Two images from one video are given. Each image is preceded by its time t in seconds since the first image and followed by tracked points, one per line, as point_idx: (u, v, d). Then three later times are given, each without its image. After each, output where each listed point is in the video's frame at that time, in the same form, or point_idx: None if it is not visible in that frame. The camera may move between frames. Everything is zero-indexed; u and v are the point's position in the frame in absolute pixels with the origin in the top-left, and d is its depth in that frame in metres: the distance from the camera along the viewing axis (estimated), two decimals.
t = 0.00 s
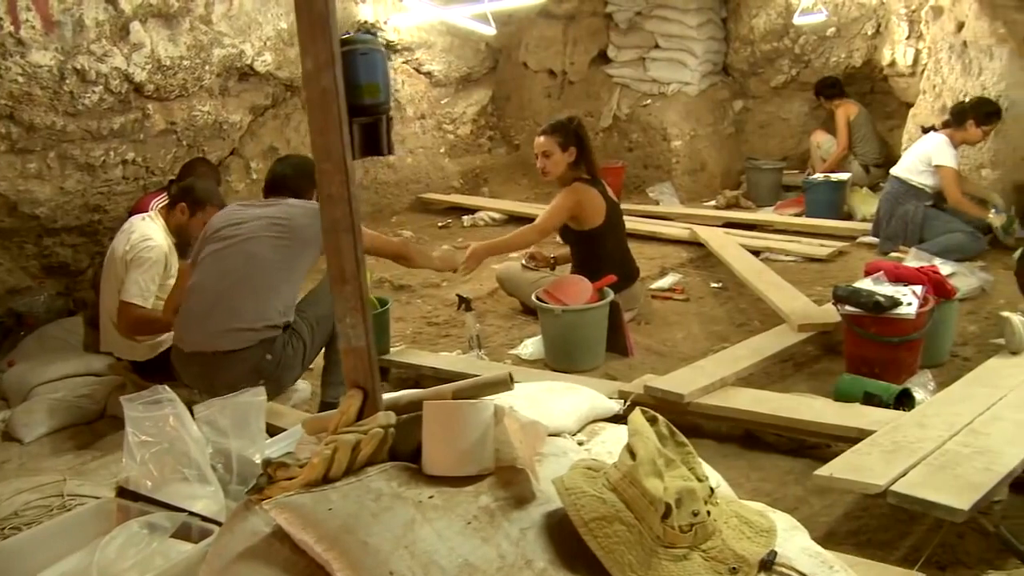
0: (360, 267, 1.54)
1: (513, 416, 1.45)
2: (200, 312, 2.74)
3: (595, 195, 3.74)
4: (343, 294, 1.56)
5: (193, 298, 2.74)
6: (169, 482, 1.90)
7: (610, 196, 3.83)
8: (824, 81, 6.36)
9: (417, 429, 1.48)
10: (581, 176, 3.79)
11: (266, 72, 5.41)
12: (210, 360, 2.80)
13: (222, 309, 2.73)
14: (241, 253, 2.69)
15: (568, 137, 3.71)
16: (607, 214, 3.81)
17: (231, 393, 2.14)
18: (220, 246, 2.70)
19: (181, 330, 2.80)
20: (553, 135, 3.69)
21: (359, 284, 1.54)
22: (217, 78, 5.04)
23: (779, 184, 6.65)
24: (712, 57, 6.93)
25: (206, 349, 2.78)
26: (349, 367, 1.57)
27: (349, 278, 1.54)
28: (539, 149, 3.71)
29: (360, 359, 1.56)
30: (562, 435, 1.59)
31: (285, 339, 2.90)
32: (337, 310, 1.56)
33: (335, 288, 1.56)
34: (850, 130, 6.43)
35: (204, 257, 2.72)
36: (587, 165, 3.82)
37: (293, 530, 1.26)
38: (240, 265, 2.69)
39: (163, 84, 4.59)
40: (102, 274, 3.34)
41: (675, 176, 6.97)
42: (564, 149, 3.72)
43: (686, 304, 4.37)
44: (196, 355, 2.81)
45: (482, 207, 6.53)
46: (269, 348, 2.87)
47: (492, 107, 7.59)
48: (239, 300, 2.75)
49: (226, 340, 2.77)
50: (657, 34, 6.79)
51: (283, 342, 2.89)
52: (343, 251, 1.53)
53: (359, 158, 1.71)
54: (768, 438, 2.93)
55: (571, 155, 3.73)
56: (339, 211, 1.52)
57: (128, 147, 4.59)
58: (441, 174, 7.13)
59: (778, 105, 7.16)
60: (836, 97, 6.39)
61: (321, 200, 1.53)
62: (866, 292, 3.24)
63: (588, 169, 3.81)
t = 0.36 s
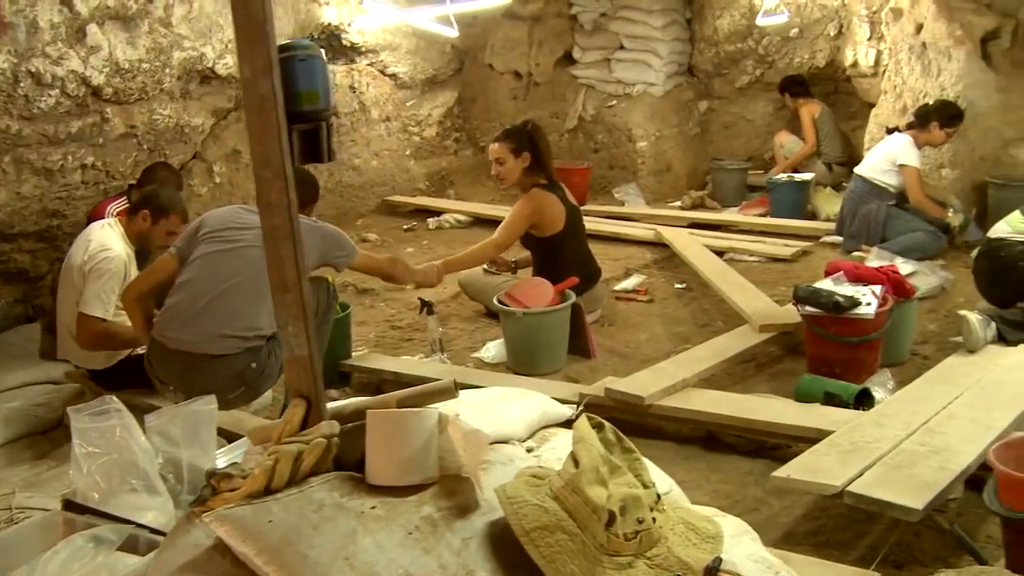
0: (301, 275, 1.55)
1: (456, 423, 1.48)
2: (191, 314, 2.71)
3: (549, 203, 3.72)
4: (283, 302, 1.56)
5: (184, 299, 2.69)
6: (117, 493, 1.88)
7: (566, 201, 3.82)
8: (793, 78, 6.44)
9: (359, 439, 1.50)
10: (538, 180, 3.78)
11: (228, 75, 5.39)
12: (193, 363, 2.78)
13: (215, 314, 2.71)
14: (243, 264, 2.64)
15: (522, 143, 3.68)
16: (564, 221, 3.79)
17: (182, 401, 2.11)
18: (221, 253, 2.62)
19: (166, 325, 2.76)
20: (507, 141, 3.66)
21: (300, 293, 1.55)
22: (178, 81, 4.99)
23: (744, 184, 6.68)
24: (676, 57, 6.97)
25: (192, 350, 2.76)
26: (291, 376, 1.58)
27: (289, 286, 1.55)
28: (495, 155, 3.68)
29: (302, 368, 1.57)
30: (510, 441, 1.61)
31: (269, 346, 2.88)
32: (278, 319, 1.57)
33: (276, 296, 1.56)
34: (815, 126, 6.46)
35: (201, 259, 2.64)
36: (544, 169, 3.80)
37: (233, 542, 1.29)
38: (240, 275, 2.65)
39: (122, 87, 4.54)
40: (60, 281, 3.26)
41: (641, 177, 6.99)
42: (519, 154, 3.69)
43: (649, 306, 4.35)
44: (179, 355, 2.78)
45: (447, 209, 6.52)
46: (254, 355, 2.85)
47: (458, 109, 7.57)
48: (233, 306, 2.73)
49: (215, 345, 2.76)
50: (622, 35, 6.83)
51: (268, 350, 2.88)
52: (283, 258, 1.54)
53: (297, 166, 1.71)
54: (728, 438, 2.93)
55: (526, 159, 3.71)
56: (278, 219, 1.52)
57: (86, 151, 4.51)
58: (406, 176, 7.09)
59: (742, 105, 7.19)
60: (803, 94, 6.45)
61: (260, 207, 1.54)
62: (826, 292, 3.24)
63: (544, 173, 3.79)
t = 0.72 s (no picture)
0: (229, 284, 1.54)
1: (389, 434, 1.49)
2: (113, 329, 2.69)
3: (490, 211, 3.66)
4: (212, 313, 1.55)
5: (107, 314, 2.68)
6: (52, 509, 1.88)
7: (519, 203, 3.74)
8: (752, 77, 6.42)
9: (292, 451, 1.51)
10: (488, 184, 3.72)
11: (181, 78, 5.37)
12: (112, 385, 2.74)
13: (133, 330, 2.69)
14: (163, 275, 2.63)
15: (459, 150, 3.70)
16: (514, 224, 3.73)
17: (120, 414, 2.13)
18: (140, 265, 2.62)
19: (88, 344, 2.74)
20: (449, 151, 3.72)
21: (229, 303, 1.53)
22: (130, 85, 4.91)
23: (702, 184, 6.70)
24: (634, 59, 7.00)
25: (112, 369, 2.73)
26: (221, 390, 1.57)
27: (217, 296, 1.54)
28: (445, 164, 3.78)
29: (232, 379, 1.56)
30: (449, 450, 1.61)
31: (191, 362, 2.82)
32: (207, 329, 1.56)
33: (205, 306, 1.55)
34: (774, 126, 6.52)
35: (122, 272, 2.64)
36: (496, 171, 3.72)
37: (159, 558, 1.30)
38: (159, 288, 2.64)
39: (70, 91, 4.48)
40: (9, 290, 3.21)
41: (599, 178, 6.99)
42: (460, 161, 3.72)
43: (606, 307, 4.35)
44: (99, 375, 2.76)
45: (405, 212, 6.49)
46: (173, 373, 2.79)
47: (417, 111, 7.54)
48: (152, 322, 2.70)
49: (134, 364, 2.72)
50: (580, 37, 6.85)
51: (190, 366, 2.82)
52: (211, 268, 1.53)
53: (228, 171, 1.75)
54: (683, 441, 2.91)
55: (467, 166, 3.70)
56: (206, 227, 1.51)
57: (35, 156, 4.41)
58: (364, 179, 7.04)
59: (700, 106, 7.22)
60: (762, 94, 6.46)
61: (187, 215, 1.52)
62: (778, 293, 3.24)
63: (497, 175, 3.72)
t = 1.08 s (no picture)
0: (142, 297, 1.56)
1: (310, 448, 1.55)
2: None
3: (415, 217, 3.70)
4: (126, 325, 1.56)
5: None
6: None
7: (451, 211, 3.76)
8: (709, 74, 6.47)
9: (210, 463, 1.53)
10: (423, 189, 3.75)
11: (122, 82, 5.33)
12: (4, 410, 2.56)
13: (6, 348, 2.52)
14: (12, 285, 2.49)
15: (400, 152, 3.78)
16: (442, 231, 3.75)
17: (46, 430, 2.18)
18: None
19: None
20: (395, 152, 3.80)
21: (143, 315, 1.56)
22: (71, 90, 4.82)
23: (653, 185, 6.71)
24: (585, 60, 7.00)
25: None
26: (138, 405, 1.59)
27: (131, 308, 1.56)
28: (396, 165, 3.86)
29: (149, 395, 1.58)
30: (376, 460, 1.72)
31: (79, 370, 2.63)
32: (122, 341, 1.57)
33: (120, 318, 1.56)
34: (726, 126, 6.54)
35: None
36: (433, 176, 3.75)
37: None
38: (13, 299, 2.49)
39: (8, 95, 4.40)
40: None
41: (550, 180, 6.99)
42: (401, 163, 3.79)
43: (555, 310, 4.34)
44: None
45: (356, 216, 6.45)
46: (60, 386, 2.60)
47: (369, 113, 7.47)
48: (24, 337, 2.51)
49: (14, 385, 2.53)
50: (531, 38, 6.84)
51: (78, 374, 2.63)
52: (121, 279, 1.55)
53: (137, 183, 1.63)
54: (629, 444, 2.90)
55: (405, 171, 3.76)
56: (116, 236, 1.53)
57: None
58: (315, 183, 6.96)
59: (651, 107, 7.23)
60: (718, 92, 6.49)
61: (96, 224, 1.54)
62: (723, 294, 3.23)
63: (433, 182, 3.75)
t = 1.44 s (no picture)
0: (49, 312, 1.67)
1: (227, 463, 1.64)
2: None
3: (352, 217, 3.68)
4: (36, 340, 1.67)
5: None
6: None
7: (391, 213, 3.73)
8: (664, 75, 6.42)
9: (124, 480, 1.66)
10: (363, 191, 3.73)
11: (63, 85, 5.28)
12: None
13: None
14: None
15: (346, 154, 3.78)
16: (377, 234, 3.73)
17: None
18: None
19: None
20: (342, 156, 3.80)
21: (50, 330, 1.67)
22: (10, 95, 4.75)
23: (604, 187, 6.72)
24: (535, 61, 6.99)
25: None
26: (51, 422, 1.69)
27: (39, 322, 1.66)
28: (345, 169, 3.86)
29: (61, 414, 1.69)
30: (302, 473, 1.81)
31: None
32: (35, 359, 1.68)
33: (29, 331, 1.67)
34: (680, 126, 6.54)
35: None
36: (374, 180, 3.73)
37: None
38: None
39: None
40: None
41: (502, 182, 6.97)
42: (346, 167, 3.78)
43: (504, 312, 4.32)
44: None
45: (306, 220, 6.39)
46: None
47: (320, 116, 7.41)
48: None
49: None
50: (482, 40, 6.83)
51: None
52: (31, 297, 1.65)
53: (43, 191, 1.76)
54: (574, 448, 2.89)
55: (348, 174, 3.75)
56: (22, 251, 1.63)
57: None
58: (265, 188, 6.87)
59: (602, 108, 7.24)
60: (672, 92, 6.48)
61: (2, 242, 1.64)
62: (668, 295, 3.22)
63: (374, 185, 3.73)
